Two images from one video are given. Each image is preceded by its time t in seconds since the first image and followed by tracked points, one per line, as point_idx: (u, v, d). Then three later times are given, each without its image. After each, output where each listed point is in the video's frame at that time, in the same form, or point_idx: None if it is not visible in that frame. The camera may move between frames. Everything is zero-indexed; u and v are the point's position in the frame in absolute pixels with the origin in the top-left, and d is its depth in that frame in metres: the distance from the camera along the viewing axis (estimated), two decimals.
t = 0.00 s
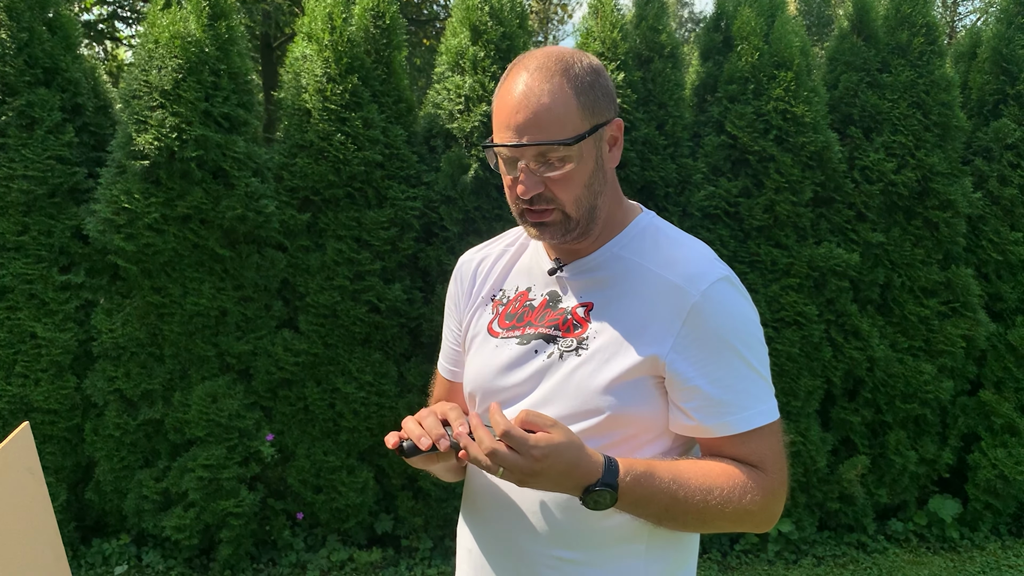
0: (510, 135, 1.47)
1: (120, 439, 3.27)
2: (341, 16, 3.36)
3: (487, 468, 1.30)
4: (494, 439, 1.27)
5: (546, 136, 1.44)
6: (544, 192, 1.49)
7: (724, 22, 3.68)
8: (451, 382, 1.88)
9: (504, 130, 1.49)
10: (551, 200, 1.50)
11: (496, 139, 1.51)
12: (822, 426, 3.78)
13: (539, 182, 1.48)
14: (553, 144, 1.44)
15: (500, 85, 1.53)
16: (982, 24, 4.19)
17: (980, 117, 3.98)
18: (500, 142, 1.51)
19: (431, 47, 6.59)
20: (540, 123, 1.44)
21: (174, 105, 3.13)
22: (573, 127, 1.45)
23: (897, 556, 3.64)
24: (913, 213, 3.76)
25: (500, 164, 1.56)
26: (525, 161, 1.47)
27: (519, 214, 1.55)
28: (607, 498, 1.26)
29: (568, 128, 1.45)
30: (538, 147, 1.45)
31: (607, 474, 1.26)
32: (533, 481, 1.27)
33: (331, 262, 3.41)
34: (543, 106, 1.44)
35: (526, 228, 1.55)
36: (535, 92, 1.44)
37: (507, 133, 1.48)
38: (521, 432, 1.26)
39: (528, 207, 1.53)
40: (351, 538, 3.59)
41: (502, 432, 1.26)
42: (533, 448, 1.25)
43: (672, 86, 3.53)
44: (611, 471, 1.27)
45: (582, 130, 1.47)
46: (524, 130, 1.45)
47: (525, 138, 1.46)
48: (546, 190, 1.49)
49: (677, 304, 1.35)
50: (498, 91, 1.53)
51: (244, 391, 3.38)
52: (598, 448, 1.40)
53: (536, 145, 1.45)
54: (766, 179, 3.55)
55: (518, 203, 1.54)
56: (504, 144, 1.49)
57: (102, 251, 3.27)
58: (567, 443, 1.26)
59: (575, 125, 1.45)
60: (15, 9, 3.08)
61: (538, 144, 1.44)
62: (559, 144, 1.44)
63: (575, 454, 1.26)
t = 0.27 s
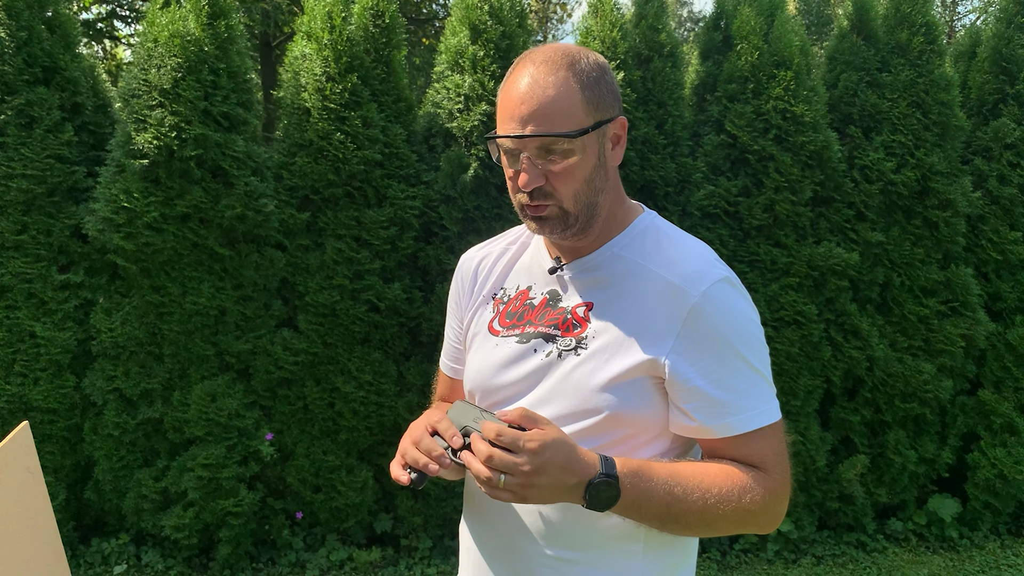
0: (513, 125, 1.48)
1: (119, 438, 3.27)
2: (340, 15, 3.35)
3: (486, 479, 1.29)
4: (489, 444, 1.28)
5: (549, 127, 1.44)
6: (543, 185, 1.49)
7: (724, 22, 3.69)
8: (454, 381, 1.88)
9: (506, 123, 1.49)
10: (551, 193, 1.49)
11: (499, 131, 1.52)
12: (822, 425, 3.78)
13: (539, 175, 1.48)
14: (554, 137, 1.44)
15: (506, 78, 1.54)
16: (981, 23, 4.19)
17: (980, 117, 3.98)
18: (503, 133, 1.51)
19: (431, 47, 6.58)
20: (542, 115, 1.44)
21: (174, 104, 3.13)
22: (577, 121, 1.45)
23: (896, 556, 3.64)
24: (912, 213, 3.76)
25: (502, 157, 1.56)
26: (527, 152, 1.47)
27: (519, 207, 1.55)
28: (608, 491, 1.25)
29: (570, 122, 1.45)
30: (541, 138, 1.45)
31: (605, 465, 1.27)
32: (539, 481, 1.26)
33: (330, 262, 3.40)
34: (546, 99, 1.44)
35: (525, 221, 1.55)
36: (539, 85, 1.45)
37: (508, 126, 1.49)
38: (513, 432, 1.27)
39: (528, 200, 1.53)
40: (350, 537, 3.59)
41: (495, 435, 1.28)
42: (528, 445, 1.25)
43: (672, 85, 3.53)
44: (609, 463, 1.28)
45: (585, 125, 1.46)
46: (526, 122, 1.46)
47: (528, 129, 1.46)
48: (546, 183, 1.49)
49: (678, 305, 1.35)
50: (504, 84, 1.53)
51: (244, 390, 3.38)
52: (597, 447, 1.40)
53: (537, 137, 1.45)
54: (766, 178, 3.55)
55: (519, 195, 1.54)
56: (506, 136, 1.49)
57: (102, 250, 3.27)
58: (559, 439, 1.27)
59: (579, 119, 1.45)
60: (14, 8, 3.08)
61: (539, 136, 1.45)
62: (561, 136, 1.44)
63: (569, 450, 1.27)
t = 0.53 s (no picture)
0: (504, 117, 1.52)
1: (117, 438, 3.27)
2: (339, 14, 3.35)
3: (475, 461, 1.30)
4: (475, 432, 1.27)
5: (535, 118, 1.47)
6: (531, 176, 1.52)
7: (722, 21, 3.68)
8: (454, 378, 1.89)
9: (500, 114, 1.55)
10: (538, 184, 1.52)
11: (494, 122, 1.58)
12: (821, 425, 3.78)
13: (527, 166, 1.51)
14: (541, 128, 1.47)
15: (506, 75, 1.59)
16: (980, 22, 4.19)
17: (978, 116, 3.98)
18: (496, 126, 1.56)
19: (430, 46, 6.57)
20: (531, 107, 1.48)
21: (172, 103, 3.13)
22: (564, 114, 1.47)
23: (895, 555, 3.64)
24: (911, 212, 3.76)
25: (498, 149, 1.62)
26: (515, 143, 1.51)
27: (512, 199, 1.58)
28: (593, 484, 1.25)
29: (557, 114, 1.47)
30: (526, 129, 1.48)
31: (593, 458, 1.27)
32: (523, 467, 1.26)
33: (329, 261, 3.40)
34: (535, 91, 1.48)
35: (516, 213, 1.58)
36: (531, 78, 1.50)
37: (502, 116, 1.54)
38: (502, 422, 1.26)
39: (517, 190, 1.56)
40: (349, 537, 3.58)
41: (483, 424, 1.26)
42: (514, 433, 1.25)
43: (670, 85, 3.53)
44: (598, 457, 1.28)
45: (573, 119, 1.48)
46: (516, 113, 1.50)
47: (515, 120, 1.50)
48: (533, 173, 1.52)
49: (677, 307, 1.34)
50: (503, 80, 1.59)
51: (242, 390, 3.37)
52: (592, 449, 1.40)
53: (524, 126, 1.48)
54: (765, 177, 3.55)
55: (511, 187, 1.57)
56: (499, 126, 1.55)
57: (100, 250, 3.26)
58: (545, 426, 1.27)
59: (566, 113, 1.47)
60: (12, 7, 3.08)
61: (526, 127, 1.48)
62: (546, 128, 1.46)
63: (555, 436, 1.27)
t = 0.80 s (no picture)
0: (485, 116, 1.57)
1: (116, 438, 3.26)
2: (337, 14, 3.35)
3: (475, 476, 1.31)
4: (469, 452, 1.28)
5: (507, 113, 1.50)
6: (514, 171, 1.54)
7: (721, 20, 3.68)
8: (455, 376, 1.89)
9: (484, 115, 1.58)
10: (521, 179, 1.53)
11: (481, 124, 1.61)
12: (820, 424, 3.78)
13: (509, 161, 1.53)
14: (517, 122, 1.49)
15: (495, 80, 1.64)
16: (979, 22, 4.19)
17: (977, 115, 3.98)
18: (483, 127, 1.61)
19: (429, 46, 6.57)
20: (507, 103, 1.51)
21: (170, 103, 3.12)
22: (537, 107, 1.49)
23: (895, 554, 3.64)
24: (910, 211, 3.76)
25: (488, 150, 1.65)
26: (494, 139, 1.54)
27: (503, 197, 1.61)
28: (590, 493, 1.26)
29: (533, 108, 1.49)
30: (499, 124, 1.51)
31: (590, 466, 1.28)
32: (516, 482, 1.27)
33: (328, 261, 3.40)
34: (513, 88, 1.51)
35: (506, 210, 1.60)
36: (510, 75, 1.53)
37: (485, 116, 1.57)
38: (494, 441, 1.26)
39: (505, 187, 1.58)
40: (349, 537, 3.58)
41: (475, 446, 1.27)
42: (507, 450, 1.26)
43: (669, 84, 3.52)
44: (596, 466, 1.28)
45: (547, 111, 1.49)
46: (496, 110, 1.53)
47: (491, 117, 1.54)
48: (516, 168, 1.53)
49: (676, 310, 1.33)
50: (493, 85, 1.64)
51: (241, 390, 3.37)
52: (591, 450, 1.40)
53: (501, 122, 1.51)
54: (764, 177, 3.55)
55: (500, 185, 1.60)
56: (483, 127, 1.58)
57: (98, 250, 3.25)
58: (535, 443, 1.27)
59: (538, 105, 1.49)
60: (9, 7, 3.07)
61: (503, 122, 1.50)
62: (518, 120, 1.49)
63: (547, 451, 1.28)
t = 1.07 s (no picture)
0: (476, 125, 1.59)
1: (115, 439, 3.26)
2: (337, 14, 3.35)
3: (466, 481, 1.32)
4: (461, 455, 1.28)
5: (494, 119, 1.52)
6: (506, 175, 1.55)
7: (721, 19, 3.68)
8: (456, 377, 1.88)
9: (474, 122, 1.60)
10: (513, 183, 1.54)
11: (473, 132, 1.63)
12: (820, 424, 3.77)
13: (500, 166, 1.54)
14: (505, 126, 1.50)
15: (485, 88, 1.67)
16: (979, 21, 4.19)
17: (977, 114, 3.98)
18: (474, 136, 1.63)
19: (428, 46, 6.57)
20: (495, 110, 1.53)
21: (170, 103, 3.12)
22: (523, 111, 1.50)
23: (895, 554, 3.64)
24: (910, 211, 3.76)
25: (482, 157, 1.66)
26: (485, 146, 1.56)
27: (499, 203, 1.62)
28: (575, 496, 1.27)
29: (520, 111, 1.50)
30: (488, 131, 1.53)
31: (575, 470, 1.29)
32: (506, 487, 1.28)
33: (328, 261, 3.40)
34: (500, 94, 1.53)
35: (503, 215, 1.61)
36: (497, 81, 1.55)
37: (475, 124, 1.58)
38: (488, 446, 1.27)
39: (499, 192, 1.59)
40: (348, 538, 3.58)
41: (468, 449, 1.27)
42: (500, 455, 1.27)
43: (669, 84, 3.52)
44: (580, 468, 1.29)
45: (533, 114, 1.50)
46: (484, 117, 1.55)
47: (480, 125, 1.56)
48: (507, 173, 1.54)
49: (670, 308, 1.33)
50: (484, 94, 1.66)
51: (241, 391, 3.37)
52: (587, 450, 1.40)
53: (490, 128, 1.52)
54: (764, 176, 3.55)
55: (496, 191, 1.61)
56: (474, 134, 1.60)
57: (97, 250, 3.25)
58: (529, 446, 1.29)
59: (524, 109, 1.50)
60: (8, 7, 3.07)
61: (491, 128, 1.52)
62: (505, 125, 1.50)
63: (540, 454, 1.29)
